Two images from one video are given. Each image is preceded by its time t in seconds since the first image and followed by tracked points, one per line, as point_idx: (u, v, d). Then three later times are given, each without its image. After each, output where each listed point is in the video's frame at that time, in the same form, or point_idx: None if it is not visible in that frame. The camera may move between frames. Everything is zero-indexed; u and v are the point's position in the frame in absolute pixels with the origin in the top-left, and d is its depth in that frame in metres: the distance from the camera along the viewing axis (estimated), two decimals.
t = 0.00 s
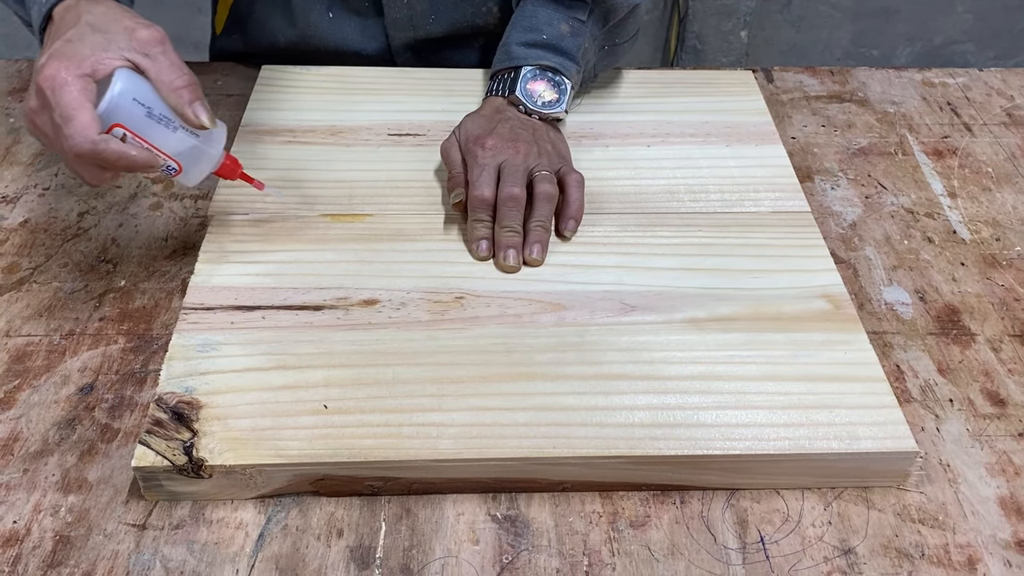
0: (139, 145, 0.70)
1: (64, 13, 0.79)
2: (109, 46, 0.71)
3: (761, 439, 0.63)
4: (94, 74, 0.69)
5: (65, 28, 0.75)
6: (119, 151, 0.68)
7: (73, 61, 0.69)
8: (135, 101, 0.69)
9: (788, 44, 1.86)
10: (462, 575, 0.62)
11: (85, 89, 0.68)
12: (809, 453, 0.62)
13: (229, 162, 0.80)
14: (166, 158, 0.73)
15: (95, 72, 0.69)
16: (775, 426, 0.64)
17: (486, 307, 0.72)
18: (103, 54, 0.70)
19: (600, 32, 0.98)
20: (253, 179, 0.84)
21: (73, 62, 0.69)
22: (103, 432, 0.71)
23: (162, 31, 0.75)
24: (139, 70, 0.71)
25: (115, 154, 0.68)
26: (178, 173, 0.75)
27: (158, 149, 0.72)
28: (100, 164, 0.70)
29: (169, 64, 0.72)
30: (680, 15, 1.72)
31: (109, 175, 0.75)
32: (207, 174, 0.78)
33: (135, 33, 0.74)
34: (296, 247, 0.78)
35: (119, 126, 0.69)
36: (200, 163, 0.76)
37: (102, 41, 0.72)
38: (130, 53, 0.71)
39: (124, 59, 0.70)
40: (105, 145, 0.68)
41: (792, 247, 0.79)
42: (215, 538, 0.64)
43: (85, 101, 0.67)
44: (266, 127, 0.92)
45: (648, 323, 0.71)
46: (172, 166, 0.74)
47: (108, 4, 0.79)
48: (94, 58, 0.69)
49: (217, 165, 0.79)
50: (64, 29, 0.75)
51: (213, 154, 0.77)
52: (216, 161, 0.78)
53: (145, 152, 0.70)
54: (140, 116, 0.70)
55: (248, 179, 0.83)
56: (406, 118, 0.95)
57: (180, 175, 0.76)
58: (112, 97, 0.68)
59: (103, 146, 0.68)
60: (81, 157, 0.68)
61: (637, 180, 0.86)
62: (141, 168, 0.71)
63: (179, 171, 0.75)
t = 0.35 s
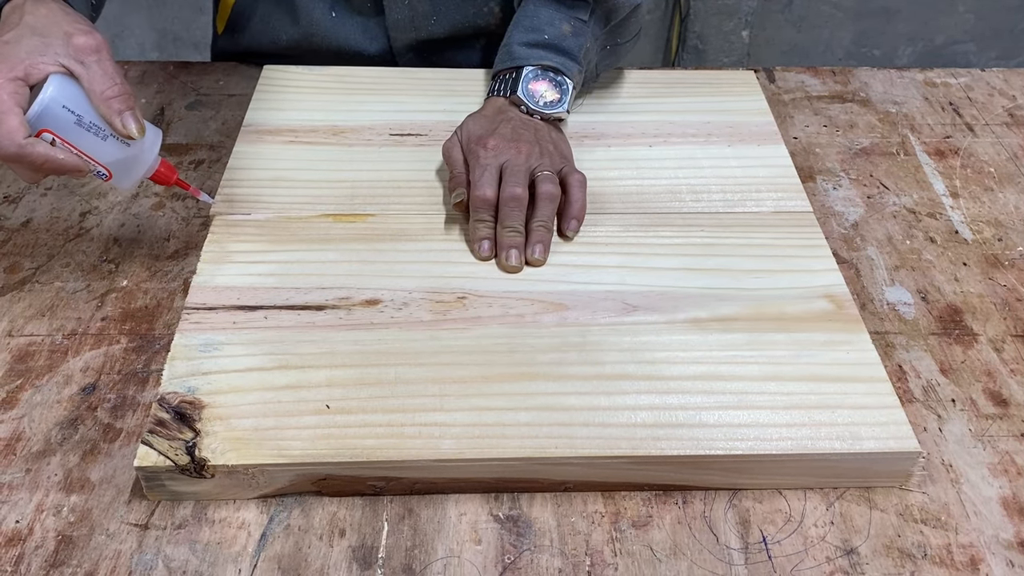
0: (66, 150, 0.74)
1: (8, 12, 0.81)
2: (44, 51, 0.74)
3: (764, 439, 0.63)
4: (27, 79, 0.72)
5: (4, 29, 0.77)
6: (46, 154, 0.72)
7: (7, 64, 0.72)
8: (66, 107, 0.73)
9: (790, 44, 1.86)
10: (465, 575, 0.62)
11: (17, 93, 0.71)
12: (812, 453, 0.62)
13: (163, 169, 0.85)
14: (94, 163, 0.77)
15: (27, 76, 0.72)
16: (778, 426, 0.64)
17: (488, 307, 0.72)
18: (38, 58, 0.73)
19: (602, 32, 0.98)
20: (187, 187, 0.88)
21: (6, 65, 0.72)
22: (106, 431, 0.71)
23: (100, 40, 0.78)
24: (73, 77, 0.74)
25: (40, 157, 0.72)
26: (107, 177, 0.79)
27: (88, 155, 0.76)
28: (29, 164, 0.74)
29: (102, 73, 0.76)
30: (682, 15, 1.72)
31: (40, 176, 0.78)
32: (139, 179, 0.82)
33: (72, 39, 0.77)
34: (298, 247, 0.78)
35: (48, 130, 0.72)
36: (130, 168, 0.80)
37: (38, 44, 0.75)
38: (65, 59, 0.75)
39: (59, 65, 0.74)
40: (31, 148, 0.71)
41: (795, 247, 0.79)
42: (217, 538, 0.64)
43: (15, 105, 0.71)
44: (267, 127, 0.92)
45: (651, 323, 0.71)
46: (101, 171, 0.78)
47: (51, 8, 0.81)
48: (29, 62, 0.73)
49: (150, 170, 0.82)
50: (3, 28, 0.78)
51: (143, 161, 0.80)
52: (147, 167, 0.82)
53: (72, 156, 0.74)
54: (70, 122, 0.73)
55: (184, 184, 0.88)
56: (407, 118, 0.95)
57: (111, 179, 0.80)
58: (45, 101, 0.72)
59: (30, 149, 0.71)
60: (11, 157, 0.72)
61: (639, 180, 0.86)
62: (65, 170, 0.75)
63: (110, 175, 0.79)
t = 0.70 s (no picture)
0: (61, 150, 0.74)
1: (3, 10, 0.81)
2: (40, 49, 0.74)
3: (763, 439, 0.63)
4: (22, 78, 0.72)
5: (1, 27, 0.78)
6: (40, 153, 0.72)
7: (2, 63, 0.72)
8: (61, 106, 0.73)
9: (790, 44, 1.86)
10: None
11: (12, 91, 0.71)
12: (812, 454, 0.62)
13: (157, 169, 0.84)
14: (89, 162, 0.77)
15: (23, 74, 0.72)
16: (777, 427, 0.64)
17: (488, 307, 0.72)
18: (34, 57, 0.73)
19: (602, 32, 0.98)
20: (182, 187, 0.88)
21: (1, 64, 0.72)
22: (105, 432, 0.71)
23: (95, 39, 0.78)
24: (69, 76, 0.74)
25: (35, 155, 0.72)
26: (102, 177, 0.79)
27: (82, 154, 0.75)
28: (24, 163, 0.73)
29: (98, 72, 0.76)
30: (682, 15, 1.72)
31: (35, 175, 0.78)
32: (135, 178, 0.82)
33: (68, 38, 0.77)
34: (298, 247, 0.78)
35: (43, 128, 0.73)
36: (126, 168, 0.80)
37: (34, 43, 0.75)
38: (61, 58, 0.75)
39: (55, 64, 0.74)
40: (25, 147, 0.71)
41: (794, 247, 0.79)
42: (217, 539, 0.64)
43: (10, 103, 0.71)
44: (267, 127, 0.92)
45: (651, 323, 0.71)
46: (96, 170, 0.78)
47: (47, 6, 0.82)
48: (25, 60, 0.73)
49: (145, 170, 0.82)
50: None
51: (139, 161, 0.80)
52: (142, 167, 0.82)
53: (67, 156, 0.74)
54: (65, 122, 0.73)
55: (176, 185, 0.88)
56: (407, 119, 0.95)
57: (106, 178, 0.79)
58: (40, 100, 0.72)
59: (24, 147, 0.71)
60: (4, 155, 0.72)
61: (639, 180, 0.86)
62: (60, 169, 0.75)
63: (104, 175, 0.79)
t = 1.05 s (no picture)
0: (57, 148, 0.74)
1: None
2: (37, 47, 0.75)
3: (762, 438, 0.63)
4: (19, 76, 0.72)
5: None
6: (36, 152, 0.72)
7: None
8: (57, 105, 0.73)
9: (790, 43, 1.86)
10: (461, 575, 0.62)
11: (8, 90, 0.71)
12: (811, 453, 0.62)
13: (155, 168, 0.84)
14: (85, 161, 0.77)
15: (20, 72, 0.73)
16: (776, 426, 0.63)
17: (486, 306, 0.72)
18: (31, 55, 0.74)
19: (600, 31, 0.98)
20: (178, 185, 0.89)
21: None
22: (103, 431, 0.71)
23: (91, 39, 0.79)
24: (65, 75, 0.74)
25: (31, 152, 0.72)
26: (98, 176, 0.79)
27: (78, 154, 0.75)
28: (20, 162, 0.73)
29: (94, 71, 0.76)
30: (681, 14, 1.72)
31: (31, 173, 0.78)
32: (130, 178, 0.82)
33: (65, 37, 0.77)
34: (296, 247, 0.78)
35: (39, 127, 0.72)
36: (122, 167, 0.80)
37: (31, 41, 0.75)
38: (57, 56, 0.75)
39: (51, 62, 0.74)
40: (21, 145, 0.71)
41: (793, 246, 0.79)
42: (214, 538, 0.64)
43: (7, 100, 0.70)
44: (265, 127, 0.92)
45: (649, 322, 0.70)
46: (92, 169, 0.78)
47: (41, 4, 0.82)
48: (21, 58, 0.73)
49: (141, 169, 0.82)
50: None
51: (136, 160, 0.80)
52: (138, 167, 0.81)
53: (63, 154, 0.74)
54: (62, 121, 0.73)
55: (173, 184, 0.87)
56: (406, 118, 0.94)
57: (101, 178, 0.79)
58: (36, 98, 0.72)
59: (19, 145, 0.71)
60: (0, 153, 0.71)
61: (637, 180, 0.86)
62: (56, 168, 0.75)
63: (100, 174, 0.79)
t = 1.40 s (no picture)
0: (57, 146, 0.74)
1: None
2: (37, 45, 0.74)
3: (761, 438, 0.63)
4: (20, 75, 0.72)
5: None
6: (36, 150, 0.72)
7: None
8: (57, 103, 0.73)
9: (789, 43, 1.86)
10: None
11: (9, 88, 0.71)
12: (810, 453, 0.62)
13: (155, 165, 0.84)
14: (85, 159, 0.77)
15: (20, 70, 0.72)
16: (775, 426, 0.64)
17: (485, 306, 0.72)
18: (31, 53, 0.73)
19: (600, 31, 0.98)
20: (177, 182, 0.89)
21: None
22: (103, 431, 0.71)
23: (91, 36, 0.78)
24: (66, 73, 0.74)
25: (32, 151, 0.72)
26: (99, 173, 0.79)
27: (78, 151, 0.75)
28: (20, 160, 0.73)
29: (94, 68, 0.76)
30: (680, 14, 1.72)
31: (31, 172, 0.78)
32: (130, 175, 0.82)
33: (64, 34, 0.77)
34: (296, 247, 0.78)
35: (40, 125, 0.72)
36: (121, 164, 0.80)
37: (31, 38, 0.75)
38: (58, 54, 0.75)
39: (52, 60, 0.74)
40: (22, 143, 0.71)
41: (792, 247, 0.79)
42: (214, 538, 0.64)
43: (8, 99, 0.70)
44: (265, 127, 0.92)
45: (649, 322, 0.71)
46: (92, 167, 0.78)
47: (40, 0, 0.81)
48: (22, 56, 0.73)
49: (141, 166, 0.82)
50: None
51: (137, 157, 0.81)
52: (138, 163, 0.82)
53: (63, 152, 0.74)
54: (62, 118, 0.73)
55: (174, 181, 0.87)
56: (405, 118, 0.95)
57: (101, 175, 0.80)
58: (37, 96, 0.72)
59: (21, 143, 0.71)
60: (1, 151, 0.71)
61: (637, 180, 0.86)
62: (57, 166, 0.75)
63: (100, 171, 0.79)
